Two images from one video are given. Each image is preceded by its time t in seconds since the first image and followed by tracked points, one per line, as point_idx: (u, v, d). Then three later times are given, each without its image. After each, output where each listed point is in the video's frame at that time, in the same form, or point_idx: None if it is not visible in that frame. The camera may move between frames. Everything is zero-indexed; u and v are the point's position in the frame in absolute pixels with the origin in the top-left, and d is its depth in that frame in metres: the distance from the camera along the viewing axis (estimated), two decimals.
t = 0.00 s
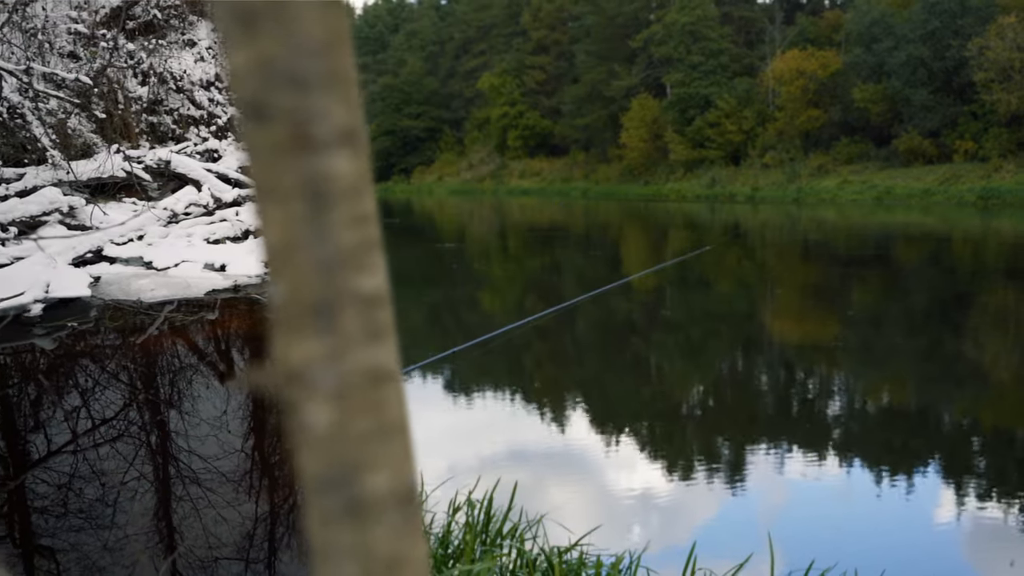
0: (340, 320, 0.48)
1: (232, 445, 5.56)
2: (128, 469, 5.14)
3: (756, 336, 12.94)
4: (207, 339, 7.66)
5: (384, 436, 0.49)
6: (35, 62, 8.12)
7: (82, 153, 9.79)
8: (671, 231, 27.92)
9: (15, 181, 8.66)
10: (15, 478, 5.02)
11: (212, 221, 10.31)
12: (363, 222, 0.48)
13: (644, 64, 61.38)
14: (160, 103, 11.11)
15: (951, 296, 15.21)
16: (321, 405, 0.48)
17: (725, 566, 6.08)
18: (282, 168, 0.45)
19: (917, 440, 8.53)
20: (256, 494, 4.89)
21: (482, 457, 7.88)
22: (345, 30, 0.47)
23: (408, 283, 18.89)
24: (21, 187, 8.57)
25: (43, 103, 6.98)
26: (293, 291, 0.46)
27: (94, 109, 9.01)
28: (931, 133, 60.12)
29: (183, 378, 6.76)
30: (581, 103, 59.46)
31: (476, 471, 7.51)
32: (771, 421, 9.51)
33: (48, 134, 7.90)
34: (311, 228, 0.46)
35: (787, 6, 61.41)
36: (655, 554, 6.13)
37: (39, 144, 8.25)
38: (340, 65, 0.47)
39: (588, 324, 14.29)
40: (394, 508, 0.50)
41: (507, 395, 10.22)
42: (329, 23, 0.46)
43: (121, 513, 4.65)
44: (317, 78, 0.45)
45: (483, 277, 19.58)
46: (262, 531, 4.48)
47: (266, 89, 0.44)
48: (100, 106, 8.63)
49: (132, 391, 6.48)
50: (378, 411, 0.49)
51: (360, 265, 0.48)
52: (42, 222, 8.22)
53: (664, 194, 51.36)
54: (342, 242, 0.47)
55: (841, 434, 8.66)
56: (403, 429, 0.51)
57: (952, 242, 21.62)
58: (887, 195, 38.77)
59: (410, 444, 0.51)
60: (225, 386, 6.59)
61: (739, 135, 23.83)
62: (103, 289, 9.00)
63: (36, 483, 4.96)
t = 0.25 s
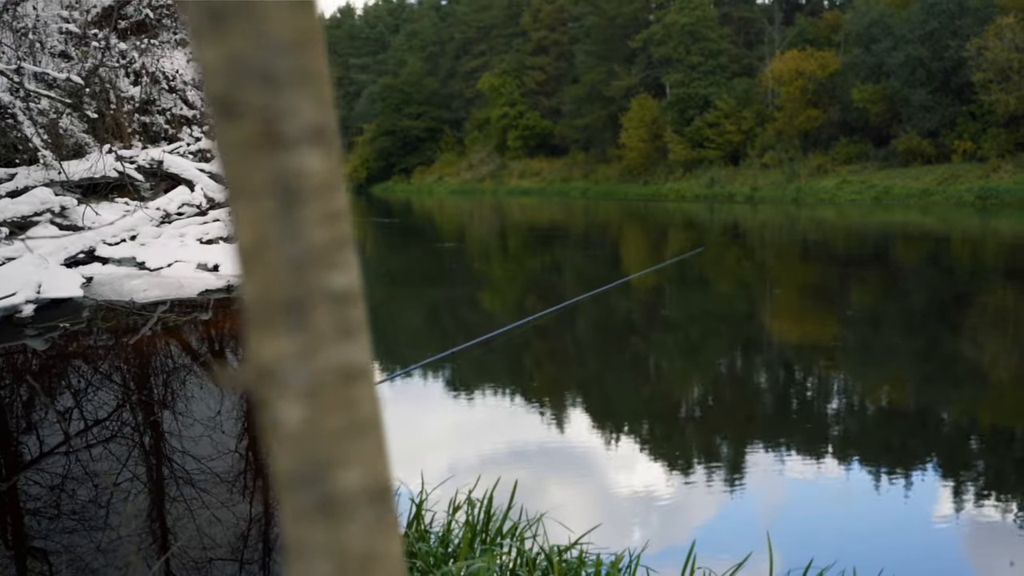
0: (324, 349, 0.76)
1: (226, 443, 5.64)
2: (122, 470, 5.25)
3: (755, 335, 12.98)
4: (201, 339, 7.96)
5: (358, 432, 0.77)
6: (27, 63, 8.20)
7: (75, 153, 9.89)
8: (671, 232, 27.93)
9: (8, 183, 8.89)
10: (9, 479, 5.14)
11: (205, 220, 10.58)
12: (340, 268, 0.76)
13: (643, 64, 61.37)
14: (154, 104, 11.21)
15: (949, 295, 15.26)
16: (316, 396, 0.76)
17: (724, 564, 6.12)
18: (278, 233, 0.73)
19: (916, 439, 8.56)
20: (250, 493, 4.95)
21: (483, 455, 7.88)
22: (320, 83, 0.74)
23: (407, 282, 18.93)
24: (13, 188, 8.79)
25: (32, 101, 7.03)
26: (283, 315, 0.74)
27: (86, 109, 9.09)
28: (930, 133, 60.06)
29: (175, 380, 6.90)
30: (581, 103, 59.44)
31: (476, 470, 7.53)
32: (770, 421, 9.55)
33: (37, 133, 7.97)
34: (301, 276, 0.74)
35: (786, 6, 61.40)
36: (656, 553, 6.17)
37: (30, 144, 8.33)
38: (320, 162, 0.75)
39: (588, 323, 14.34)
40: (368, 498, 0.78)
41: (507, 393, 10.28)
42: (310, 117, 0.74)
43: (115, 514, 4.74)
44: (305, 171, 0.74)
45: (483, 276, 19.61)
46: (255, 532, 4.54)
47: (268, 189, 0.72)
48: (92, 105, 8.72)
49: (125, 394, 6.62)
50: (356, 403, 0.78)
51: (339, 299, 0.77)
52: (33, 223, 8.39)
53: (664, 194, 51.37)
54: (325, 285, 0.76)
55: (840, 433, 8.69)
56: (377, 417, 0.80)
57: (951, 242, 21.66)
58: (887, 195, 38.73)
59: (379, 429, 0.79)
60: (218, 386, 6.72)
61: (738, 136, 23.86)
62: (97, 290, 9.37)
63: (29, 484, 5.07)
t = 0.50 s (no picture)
0: (289, 340, 0.67)
1: (220, 444, 5.70)
2: (115, 472, 5.30)
3: (755, 335, 13.01)
4: (194, 339, 8.01)
5: (331, 427, 0.69)
6: (17, 62, 8.15)
7: (66, 153, 9.88)
8: (669, 232, 28.02)
9: None
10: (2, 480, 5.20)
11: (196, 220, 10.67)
12: (311, 258, 0.68)
13: (642, 65, 61.40)
14: (146, 103, 11.17)
15: (948, 295, 15.32)
16: (289, 397, 0.67)
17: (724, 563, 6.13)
18: (240, 223, 0.64)
19: (915, 439, 8.59)
20: (243, 494, 4.97)
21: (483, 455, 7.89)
22: (289, 82, 0.65)
23: (408, 282, 18.99)
24: (5, 189, 9.00)
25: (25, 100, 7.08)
26: (250, 311, 0.66)
27: (78, 109, 9.04)
28: (928, 135, 60.17)
29: (169, 380, 7.00)
30: (580, 104, 59.52)
31: (477, 469, 7.53)
32: (769, 420, 9.57)
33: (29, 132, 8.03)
34: (267, 262, 0.65)
35: (785, 7, 61.40)
36: (656, 552, 6.20)
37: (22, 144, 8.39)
38: (290, 145, 0.66)
39: (588, 323, 14.37)
40: (341, 504, 0.70)
41: (506, 392, 10.29)
42: (281, 100, 0.65)
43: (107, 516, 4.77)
44: (273, 156, 0.65)
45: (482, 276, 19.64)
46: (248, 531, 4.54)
47: (232, 169, 0.62)
48: (84, 104, 8.68)
49: (118, 394, 6.74)
50: (331, 400, 0.70)
51: (311, 293, 0.68)
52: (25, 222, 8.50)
53: (663, 194, 51.46)
54: (296, 278, 0.67)
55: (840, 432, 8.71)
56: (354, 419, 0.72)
57: (949, 243, 21.71)
58: (885, 195, 38.80)
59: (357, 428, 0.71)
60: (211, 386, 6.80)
61: (736, 137, 23.90)
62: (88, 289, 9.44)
63: (22, 485, 5.12)
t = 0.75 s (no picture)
0: (265, 336, 0.71)
1: (212, 445, 5.74)
2: (108, 473, 5.33)
3: (754, 335, 13.06)
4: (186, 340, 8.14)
5: (304, 422, 0.73)
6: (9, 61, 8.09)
7: (57, 153, 9.84)
8: (668, 233, 28.07)
9: None
10: None
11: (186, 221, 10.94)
12: (286, 258, 0.71)
13: (642, 66, 61.42)
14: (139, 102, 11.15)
15: (947, 296, 15.38)
16: (265, 392, 0.71)
17: (723, 562, 6.16)
18: (217, 221, 0.67)
19: (915, 438, 8.63)
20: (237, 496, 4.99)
21: (483, 455, 7.96)
22: (259, 81, 0.68)
23: (407, 283, 19.02)
24: None
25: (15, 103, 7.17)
26: (225, 310, 0.69)
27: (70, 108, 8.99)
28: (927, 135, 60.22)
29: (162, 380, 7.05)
30: (580, 105, 59.54)
31: (477, 469, 7.56)
32: (768, 419, 9.62)
33: (20, 132, 8.13)
34: (242, 257, 0.68)
35: (784, 8, 61.41)
36: (655, 551, 6.24)
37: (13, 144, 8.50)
38: (266, 144, 0.70)
39: (587, 323, 14.40)
40: (317, 502, 0.73)
41: (506, 392, 10.31)
42: (255, 98, 0.68)
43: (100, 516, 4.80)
44: (250, 158, 0.68)
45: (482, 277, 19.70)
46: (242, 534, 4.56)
47: (210, 170, 0.66)
48: (76, 104, 8.63)
49: (111, 395, 6.82)
50: (304, 397, 0.73)
51: (286, 292, 0.72)
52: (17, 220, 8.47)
53: (662, 195, 51.50)
54: (272, 277, 0.71)
55: (839, 432, 8.75)
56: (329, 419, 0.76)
57: (948, 243, 21.78)
58: (885, 196, 38.84)
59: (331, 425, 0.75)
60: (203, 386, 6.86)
61: (735, 138, 23.95)
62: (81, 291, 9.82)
63: (14, 485, 5.16)
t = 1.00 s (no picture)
0: (244, 382, 0.62)
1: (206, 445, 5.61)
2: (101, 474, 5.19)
3: (752, 335, 13.11)
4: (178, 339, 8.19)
5: (297, 469, 0.65)
6: None
7: (50, 153, 9.79)
8: (667, 233, 28.13)
9: None
10: None
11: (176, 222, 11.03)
12: (269, 283, 0.63)
13: (642, 66, 61.40)
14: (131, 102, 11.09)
15: (945, 296, 15.44)
16: (249, 446, 0.63)
17: (722, 561, 6.18)
18: (191, 234, 0.58)
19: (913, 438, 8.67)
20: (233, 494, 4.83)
21: (484, 455, 7.97)
22: (238, 82, 0.60)
23: (407, 282, 19.05)
24: None
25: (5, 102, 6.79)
26: (200, 307, 0.60)
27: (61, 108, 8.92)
28: (926, 136, 60.23)
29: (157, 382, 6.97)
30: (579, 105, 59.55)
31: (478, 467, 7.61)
32: (767, 418, 9.66)
33: (12, 135, 8.00)
34: (220, 279, 0.60)
35: (783, 9, 61.40)
36: (655, 549, 6.28)
37: (3, 145, 8.27)
38: (245, 164, 0.62)
39: (587, 323, 14.43)
40: (295, 496, 0.65)
41: (507, 392, 10.37)
42: (224, 96, 0.59)
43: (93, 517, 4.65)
44: (223, 181, 0.60)
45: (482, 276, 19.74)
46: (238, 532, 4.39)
47: (186, 188, 0.58)
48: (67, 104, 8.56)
49: (105, 397, 6.75)
50: (285, 454, 0.64)
51: (267, 325, 0.63)
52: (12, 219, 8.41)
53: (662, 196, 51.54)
54: (251, 305, 0.62)
55: (837, 431, 8.78)
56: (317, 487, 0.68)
57: (947, 243, 21.85)
58: (883, 197, 38.90)
59: (319, 484, 0.68)
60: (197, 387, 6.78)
61: (734, 139, 24.00)
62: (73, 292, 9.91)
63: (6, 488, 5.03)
